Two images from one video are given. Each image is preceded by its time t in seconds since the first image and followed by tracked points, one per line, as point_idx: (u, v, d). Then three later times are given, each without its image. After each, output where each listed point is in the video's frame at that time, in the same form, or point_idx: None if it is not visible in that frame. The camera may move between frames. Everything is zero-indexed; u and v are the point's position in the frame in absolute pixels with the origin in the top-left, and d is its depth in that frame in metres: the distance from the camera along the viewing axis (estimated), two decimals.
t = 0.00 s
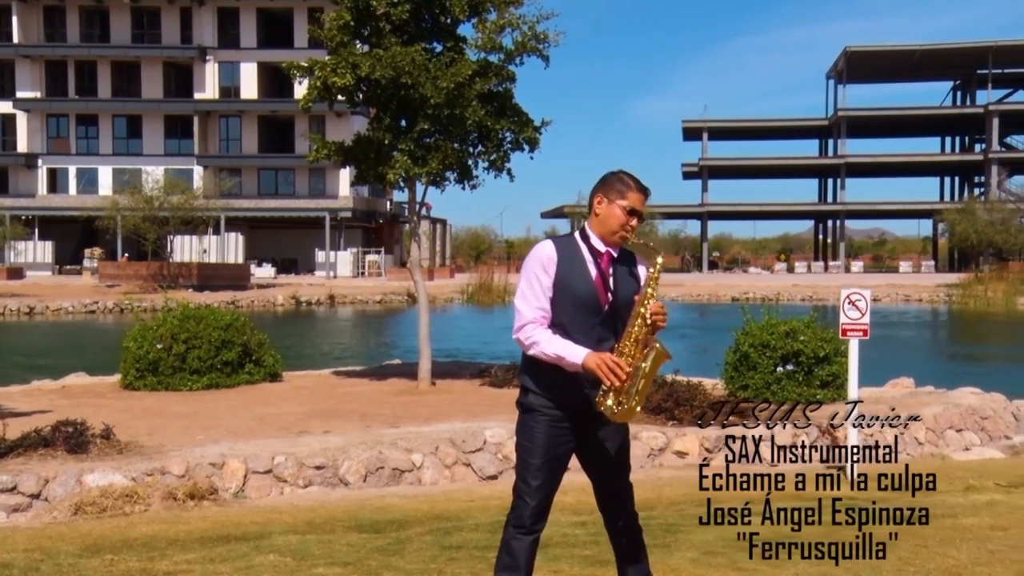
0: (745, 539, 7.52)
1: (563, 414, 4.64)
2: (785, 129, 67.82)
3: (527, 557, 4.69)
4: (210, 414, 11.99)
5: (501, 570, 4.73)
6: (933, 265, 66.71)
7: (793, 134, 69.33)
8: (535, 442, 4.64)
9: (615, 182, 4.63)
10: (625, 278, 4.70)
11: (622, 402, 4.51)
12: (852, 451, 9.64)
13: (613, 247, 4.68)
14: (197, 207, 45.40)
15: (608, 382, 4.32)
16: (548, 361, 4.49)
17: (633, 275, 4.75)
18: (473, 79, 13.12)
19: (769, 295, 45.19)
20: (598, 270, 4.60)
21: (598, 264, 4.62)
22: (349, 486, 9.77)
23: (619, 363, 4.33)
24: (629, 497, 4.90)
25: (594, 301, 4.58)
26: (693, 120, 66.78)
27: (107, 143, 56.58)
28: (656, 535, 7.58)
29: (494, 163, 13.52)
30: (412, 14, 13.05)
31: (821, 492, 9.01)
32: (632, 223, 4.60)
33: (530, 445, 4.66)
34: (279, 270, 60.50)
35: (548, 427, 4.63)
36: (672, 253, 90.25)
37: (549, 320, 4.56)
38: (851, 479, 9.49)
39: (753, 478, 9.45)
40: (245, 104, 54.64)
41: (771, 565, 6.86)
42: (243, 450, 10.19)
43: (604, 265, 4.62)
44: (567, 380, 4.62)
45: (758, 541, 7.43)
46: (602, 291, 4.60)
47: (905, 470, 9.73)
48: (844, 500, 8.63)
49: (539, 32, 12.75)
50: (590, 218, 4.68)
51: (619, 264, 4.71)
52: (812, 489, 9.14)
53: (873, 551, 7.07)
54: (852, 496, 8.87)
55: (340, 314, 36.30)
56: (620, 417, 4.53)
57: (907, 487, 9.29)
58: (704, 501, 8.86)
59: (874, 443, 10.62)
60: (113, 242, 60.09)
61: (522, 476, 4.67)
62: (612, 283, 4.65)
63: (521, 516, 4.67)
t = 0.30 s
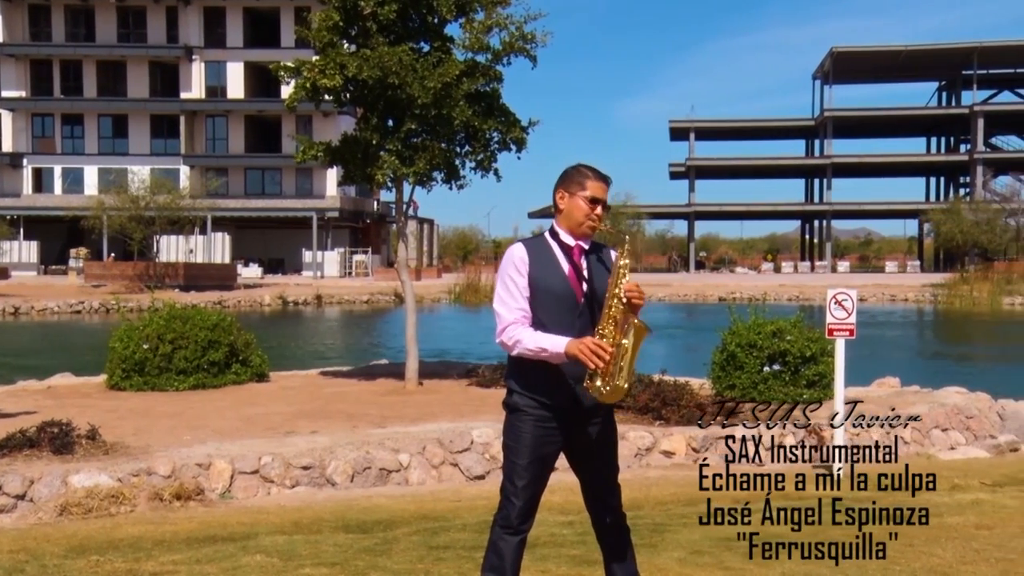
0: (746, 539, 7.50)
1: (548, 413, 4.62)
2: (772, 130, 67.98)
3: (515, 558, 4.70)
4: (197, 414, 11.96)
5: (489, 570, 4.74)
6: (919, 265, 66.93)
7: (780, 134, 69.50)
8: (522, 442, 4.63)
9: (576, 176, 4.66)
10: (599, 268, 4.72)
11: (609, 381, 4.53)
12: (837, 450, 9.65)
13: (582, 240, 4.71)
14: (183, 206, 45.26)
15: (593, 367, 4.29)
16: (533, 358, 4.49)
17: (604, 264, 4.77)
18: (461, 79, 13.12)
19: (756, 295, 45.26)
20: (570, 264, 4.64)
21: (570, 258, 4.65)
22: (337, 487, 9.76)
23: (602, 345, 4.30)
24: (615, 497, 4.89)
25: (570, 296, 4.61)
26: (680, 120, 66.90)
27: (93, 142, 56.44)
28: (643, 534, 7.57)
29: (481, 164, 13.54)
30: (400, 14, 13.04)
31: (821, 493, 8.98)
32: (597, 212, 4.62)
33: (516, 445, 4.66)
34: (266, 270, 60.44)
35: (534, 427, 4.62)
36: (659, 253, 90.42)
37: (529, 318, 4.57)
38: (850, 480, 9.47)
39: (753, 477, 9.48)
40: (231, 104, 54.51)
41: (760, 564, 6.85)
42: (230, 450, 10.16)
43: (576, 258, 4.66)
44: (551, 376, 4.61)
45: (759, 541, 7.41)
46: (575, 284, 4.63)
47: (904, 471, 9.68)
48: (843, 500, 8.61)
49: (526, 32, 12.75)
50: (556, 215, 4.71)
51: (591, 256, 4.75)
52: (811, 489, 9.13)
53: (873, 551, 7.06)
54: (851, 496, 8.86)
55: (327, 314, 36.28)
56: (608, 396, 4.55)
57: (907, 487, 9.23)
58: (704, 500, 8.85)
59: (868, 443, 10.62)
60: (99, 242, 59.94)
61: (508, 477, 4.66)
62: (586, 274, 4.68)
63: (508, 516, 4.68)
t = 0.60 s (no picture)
0: (746, 538, 7.46)
1: (539, 412, 4.62)
2: (760, 130, 68.12)
3: (505, 557, 4.69)
4: (185, 415, 11.93)
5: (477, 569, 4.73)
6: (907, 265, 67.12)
7: (768, 134, 69.63)
8: (513, 442, 4.63)
9: (558, 176, 4.68)
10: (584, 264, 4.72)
11: (604, 366, 4.54)
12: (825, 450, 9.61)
13: (568, 237, 4.72)
14: (171, 206, 45.11)
15: (585, 354, 4.30)
16: (524, 352, 4.48)
17: (590, 260, 4.79)
18: (450, 79, 13.11)
19: (744, 295, 45.30)
20: (558, 260, 4.65)
21: (557, 256, 4.66)
22: (325, 487, 9.74)
23: (593, 332, 4.31)
24: (606, 496, 4.89)
25: (559, 292, 4.62)
26: (669, 120, 66.99)
27: (80, 141, 56.31)
28: (632, 534, 7.56)
29: (470, 164, 13.55)
30: (389, 14, 13.03)
31: (822, 493, 8.93)
32: (582, 208, 4.64)
33: (506, 444, 4.65)
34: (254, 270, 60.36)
35: (525, 426, 4.62)
36: (648, 252, 90.56)
37: (519, 315, 4.57)
38: (851, 480, 9.39)
39: (752, 477, 9.45)
40: (220, 103, 54.38)
41: (748, 564, 6.84)
42: (218, 451, 10.14)
43: (563, 254, 4.68)
44: (542, 373, 4.61)
45: (760, 541, 7.38)
46: (564, 280, 4.64)
47: (905, 471, 9.61)
48: (844, 500, 8.57)
49: (515, 33, 12.74)
50: (540, 214, 4.72)
51: (578, 253, 4.76)
52: (811, 489, 9.10)
53: (872, 551, 7.03)
54: (852, 496, 8.81)
55: (315, 314, 36.25)
56: (602, 381, 4.56)
57: (908, 487, 9.16)
58: (706, 500, 8.82)
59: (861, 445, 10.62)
60: (86, 242, 59.80)
61: (499, 476, 4.67)
62: (573, 270, 4.70)
63: (498, 515, 4.67)
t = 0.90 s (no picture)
0: (745, 539, 7.45)
1: (531, 412, 4.62)
2: (752, 130, 68.19)
3: (498, 555, 4.70)
4: (176, 415, 11.91)
5: (470, 568, 4.74)
6: (898, 265, 67.24)
7: (760, 134, 69.71)
8: (506, 442, 4.63)
9: (551, 176, 4.68)
10: (577, 264, 4.73)
11: (597, 365, 4.55)
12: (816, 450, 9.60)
13: (561, 237, 4.72)
14: (163, 206, 45.03)
15: (580, 354, 4.29)
16: (518, 352, 4.47)
17: (583, 260, 4.79)
18: (443, 79, 13.11)
19: (736, 294, 45.32)
20: (550, 260, 4.65)
21: (550, 255, 4.66)
22: (318, 487, 9.72)
23: (588, 330, 4.31)
24: (599, 496, 4.89)
25: (552, 292, 4.61)
26: (661, 120, 67.03)
27: (71, 141, 56.19)
28: (624, 534, 7.57)
29: (462, 163, 13.56)
30: (381, 14, 13.02)
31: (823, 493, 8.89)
32: (575, 208, 4.64)
33: (500, 445, 4.65)
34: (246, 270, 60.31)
35: (517, 426, 4.61)
36: (640, 252, 90.59)
37: (513, 315, 4.56)
38: (851, 480, 9.36)
39: (751, 477, 9.42)
40: (211, 102, 54.26)
41: (739, 563, 6.83)
42: (209, 451, 10.12)
43: (556, 254, 4.67)
44: (537, 373, 4.60)
45: (759, 541, 7.37)
46: (557, 279, 4.64)
47: (904, 470, 9.57)
48: (844, 500, 8.55)
49: (508, 33, 12.74)
50: (533, 215, 4.72)
51: (571, 253, 4.76)
52: (809, 488, 9.08)
53: (872, 551, 7.02)
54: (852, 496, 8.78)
55: (307, 314, 36.22)
56: (596, 380, 4.57)
57: (907, 487, 9.11)
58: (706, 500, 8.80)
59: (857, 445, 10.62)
60: (77, 242, 59.68)
61: (492, 476, 4.66)
62: (567, 270, 4.69)
63: (490, 515, 4.68)
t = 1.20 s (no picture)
0: (745, 538, 7.45)
1: (526, 412, 4.61)
2: (746, 130, 68.26)
3: (492, 555, 4.70)
4: (170, 415, 11.89)
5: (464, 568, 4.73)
6: (892, 265, 67.32)
7: (754, 134, 69.77)
8: (500, 442, 4.62)
9: (547, 176, 4.68)
10: (573, 264, 4.73)
11: (593, 365, 4.55)
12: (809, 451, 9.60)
13: (556, 237, 4.73)
14: (156, 206, 44.99)
15: (575, 354, 4.29)
16: (513, 352, 4.46)
17: (578, 261, 4.80)
18: (437, 79, 13.11)
19: (730, 294, 45.34)
20: (546, 260, 4.65)
21: (545, 255, 4.66)
22: (312, 487, 9.71)
23: (582, 332, 4.31)
24: (593, 495, 4.89)
25: (547, 292, 4.61)
26: (655, 120, 67.07)
27: (65, 141, 56.10)
28: (619, 534, 7.57)
29: (456, 163, 13.57)
30: (376, 13, 13.01)
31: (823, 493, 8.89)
32: (570, 209, 4.64)
33: (494, 445, 4.64)
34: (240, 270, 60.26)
35: (511, 426, 4.61)
36: (633, 252, 90.65)
37: (508, 315, 4.56)
38: (851, 481, 9.34)
39: (752, 477, 9.42)
40: (205, 102, 54.16)
41: (733, 563, 6.83)
42: (203, 451, 10.11)
43: (551, 254, 4.67)
44: (531, 374, 4.60)
45: (759, 541, 7.36)
46: (552, 279, 4.63)
47: (904, 470, 9.56)
48: (845, 500, 8.54)
49: (502, 32, 12.75)
50: (528, 215, 4.72)
51: (566, 253, 4.77)
52: (808, 488, 9.09)
53: (872, 551, 7.01)
54: (851, 496, 8.78)
55: (301, 314, 36.20)
56: (592, 381, 4.57)
57: (906, 487, 9.10)
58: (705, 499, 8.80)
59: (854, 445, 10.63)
60: (70, 242, 59.60)
61: (485, 476, 4.66)
62: (561, 270, 4.69)
63: (484, 515, 4.67)
